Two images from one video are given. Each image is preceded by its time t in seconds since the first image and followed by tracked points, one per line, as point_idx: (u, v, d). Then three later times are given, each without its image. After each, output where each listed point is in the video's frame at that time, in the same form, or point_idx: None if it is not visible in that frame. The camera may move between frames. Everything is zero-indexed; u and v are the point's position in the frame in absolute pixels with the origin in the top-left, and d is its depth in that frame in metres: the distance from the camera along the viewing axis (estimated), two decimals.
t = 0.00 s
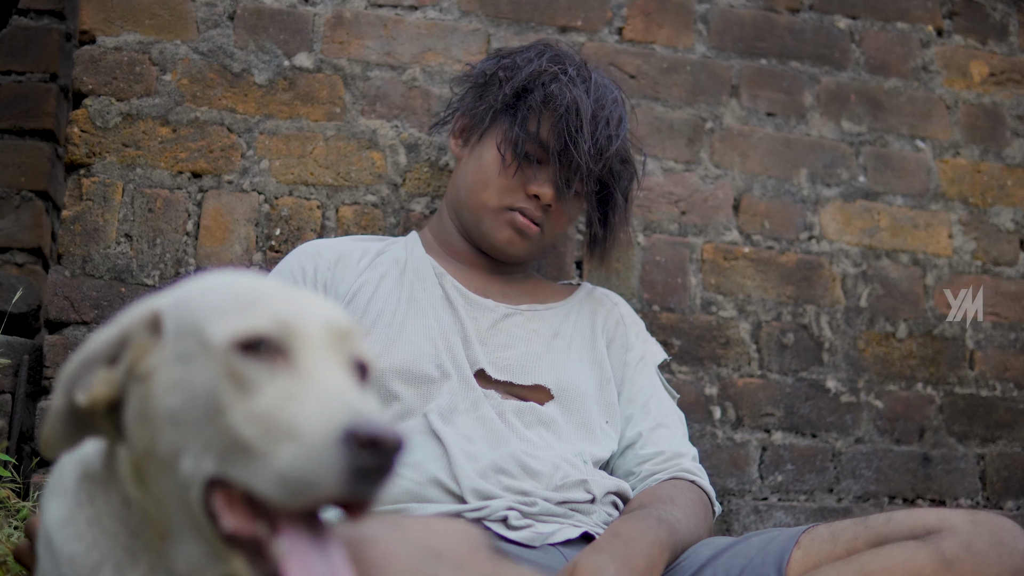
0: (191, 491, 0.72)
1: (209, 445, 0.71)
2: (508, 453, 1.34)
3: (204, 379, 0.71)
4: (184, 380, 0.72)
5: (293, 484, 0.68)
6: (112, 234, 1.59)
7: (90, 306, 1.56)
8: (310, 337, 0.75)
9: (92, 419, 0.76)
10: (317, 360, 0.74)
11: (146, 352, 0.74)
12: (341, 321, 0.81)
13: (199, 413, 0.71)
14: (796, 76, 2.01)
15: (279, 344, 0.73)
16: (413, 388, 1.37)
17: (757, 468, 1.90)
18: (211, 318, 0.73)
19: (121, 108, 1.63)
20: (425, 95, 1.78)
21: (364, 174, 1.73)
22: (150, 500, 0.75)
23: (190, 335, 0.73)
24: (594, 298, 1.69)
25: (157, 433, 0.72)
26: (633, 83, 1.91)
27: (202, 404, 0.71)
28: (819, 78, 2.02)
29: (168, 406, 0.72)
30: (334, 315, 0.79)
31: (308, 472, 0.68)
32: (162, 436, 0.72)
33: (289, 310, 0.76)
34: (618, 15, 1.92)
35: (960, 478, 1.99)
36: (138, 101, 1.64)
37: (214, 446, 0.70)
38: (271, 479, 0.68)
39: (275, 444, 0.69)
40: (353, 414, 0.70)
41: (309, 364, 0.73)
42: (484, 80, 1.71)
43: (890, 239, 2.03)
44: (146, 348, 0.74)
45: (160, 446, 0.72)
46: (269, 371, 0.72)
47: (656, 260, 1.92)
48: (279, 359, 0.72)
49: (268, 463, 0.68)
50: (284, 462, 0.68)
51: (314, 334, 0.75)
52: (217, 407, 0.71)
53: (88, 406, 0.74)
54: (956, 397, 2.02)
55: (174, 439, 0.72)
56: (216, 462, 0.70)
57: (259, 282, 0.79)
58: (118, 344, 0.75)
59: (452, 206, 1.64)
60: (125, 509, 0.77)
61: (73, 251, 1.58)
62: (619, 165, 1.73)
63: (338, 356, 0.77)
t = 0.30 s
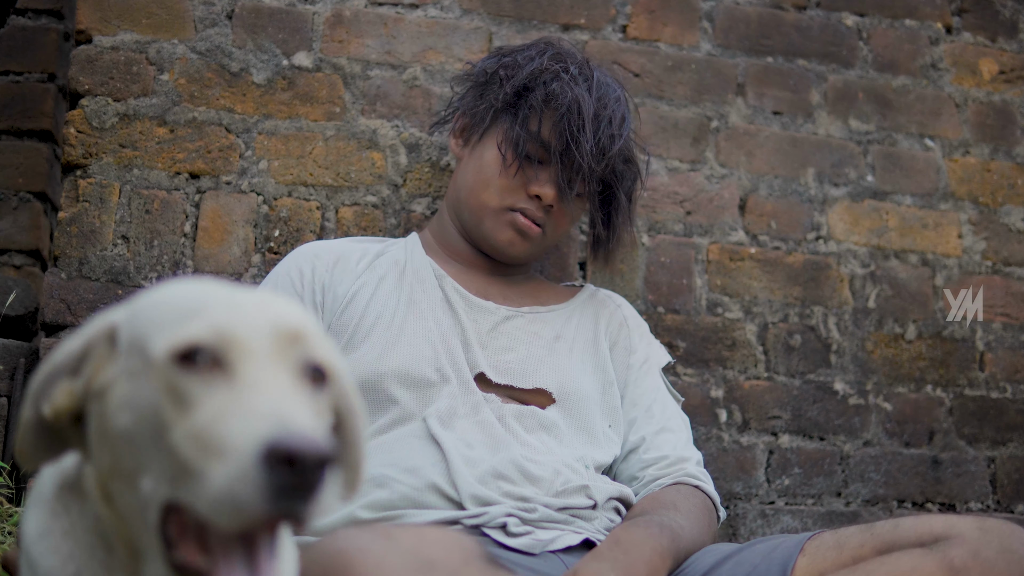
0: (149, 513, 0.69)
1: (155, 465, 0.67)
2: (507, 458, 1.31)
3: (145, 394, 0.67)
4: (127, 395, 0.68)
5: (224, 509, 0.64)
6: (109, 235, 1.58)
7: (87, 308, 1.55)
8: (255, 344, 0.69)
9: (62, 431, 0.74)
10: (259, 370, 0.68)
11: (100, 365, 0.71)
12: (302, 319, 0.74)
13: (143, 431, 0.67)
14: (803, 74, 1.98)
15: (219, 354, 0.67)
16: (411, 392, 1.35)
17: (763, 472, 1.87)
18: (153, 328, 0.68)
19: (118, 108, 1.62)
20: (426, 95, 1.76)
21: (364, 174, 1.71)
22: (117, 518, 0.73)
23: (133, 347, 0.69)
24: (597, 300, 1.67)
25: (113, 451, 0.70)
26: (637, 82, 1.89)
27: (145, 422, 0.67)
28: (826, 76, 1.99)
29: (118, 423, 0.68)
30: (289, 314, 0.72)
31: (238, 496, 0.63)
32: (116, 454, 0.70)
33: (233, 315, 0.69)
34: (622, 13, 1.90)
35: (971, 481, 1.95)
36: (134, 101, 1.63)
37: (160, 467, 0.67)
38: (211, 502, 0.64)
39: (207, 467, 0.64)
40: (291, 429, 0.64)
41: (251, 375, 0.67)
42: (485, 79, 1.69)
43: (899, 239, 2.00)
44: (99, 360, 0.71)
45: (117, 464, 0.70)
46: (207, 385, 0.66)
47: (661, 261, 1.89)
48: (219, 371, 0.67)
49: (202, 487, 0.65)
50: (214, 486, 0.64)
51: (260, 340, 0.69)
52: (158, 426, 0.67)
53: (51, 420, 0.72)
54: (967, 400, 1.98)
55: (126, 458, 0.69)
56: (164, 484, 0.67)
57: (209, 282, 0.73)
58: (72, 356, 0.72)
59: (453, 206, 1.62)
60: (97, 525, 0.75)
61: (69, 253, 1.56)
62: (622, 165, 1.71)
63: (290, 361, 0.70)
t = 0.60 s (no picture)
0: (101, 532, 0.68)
1: (94, 483, 0.67)
2: (508, 466, 1.29)
3: (81, 411, 0.67)
4: (69, 412, 0.69)
5: (141, 525, 0.63)
6: (106, 238, 1.57)
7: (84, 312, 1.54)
8: (182, 358, 0.67)
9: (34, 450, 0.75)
10: (181, 381, 0.67)
11: (53, 383, 0.72)
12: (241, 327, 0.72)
13: (84, 448, 0.67)
14: (810, 73, 1.95)
15: (144, 370, 0.66)
16: (410, 398, 1.33)
17: (771, 477, 1.84)
18: (90, 345, 0.69)
19: (115, 108, 1.61)
20: (428, 95, 1.74)
21: (365, 175, 1.69)
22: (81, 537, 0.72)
23: (74, 364, 0.69)
24: (600, 304, 1.64)
25: (65, 470, 0.70)
26: (642, 81, 1.86)
27: (83, 438, 0.67)
28: (833, 74, 1.96)
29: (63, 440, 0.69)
30: (224, 325, 0.70)
31: (148, 512, 0.63)
32: (66, 473, 0.70)
33: (161, 328, 0.68)
34: (627, 11, 1.87)
35: (982, 487, 1.92)
36: (131, 102, 1.61)
37: (99, 485, 0.67)
38: (131, 518, 0.63)
39: (126, 482, 0.64)
40: (203, 445, 0.63)
41: (174, 390, 0.66)
42: (486, 78, 1.67)
43: (908, 241, 1.97)
44: (52, 379, 0.72)
45: (71, 483, 0.70)
46: (129, 398, 0.66)
47: (666, 263, 1.86)
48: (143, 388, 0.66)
49: (123, 503, 0.64)
50: (130, 502, 0.63)
51: (187, 354, 0.67)
52: (93, 442, 0.67)
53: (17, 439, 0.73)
54: (978, 404, 1.95)
55: (74, 476, 0.69)
56: (102, 501, 0.67)
57: (150, 294, 0.73)
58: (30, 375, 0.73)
59: (453, 207, 1.60)
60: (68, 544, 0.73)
61: (66, 255, 1.55)
62: (625, 165, 1.68)
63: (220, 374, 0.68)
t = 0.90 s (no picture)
0: None
1: (50, 544, 0.61)
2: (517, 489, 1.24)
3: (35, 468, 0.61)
4: (23, 466, 0.62)
5: None
6: (106, 251, 1.55)
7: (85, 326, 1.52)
8: (140, 421, 0.59)
9: None
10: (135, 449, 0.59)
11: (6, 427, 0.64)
12: (210, 377, 0.63)
13: (37, 506, 0.61)
14: (825, 80, 1.91)
15: (98, 433, 0.59)
16: (416, 417, 1.29)
17: (786, 493, 1.79)
18: (44, 397, 0.61)
19: (115, 118, 1.58)
20: (435, 103, 1.70)
21: (370, 186, 1.65)
22: None
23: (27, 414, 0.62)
24: (612, 318, 1.59)
25: (22, 521, 0.64)
26: (653, 88, 1.82)
27: (37, 497, 0.61)
28: (849, 81, 1.92)
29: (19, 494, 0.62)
30: (190, 378, 0.62)
31: None
32: (24, 525, 0.64)
33: (116, 384, 0.59)
34: (638, 17, 1.83)
35: (1002, 504, 1.87)
36: (132, 111, 1.59)
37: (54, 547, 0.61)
38: None
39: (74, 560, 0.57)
40: (150, 532, 0.56)
41: (130, 460, 0.58)
42: (494, 87, 1.63)
43: (924, 251, 1.92)
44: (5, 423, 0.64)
45: (29, 534, 0.64)
46: (81, 466, 0.58)
47: (678, 275, 1.82)
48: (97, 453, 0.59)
49: None
50: None
51: (144, 415, 0.59)
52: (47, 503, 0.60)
53: None
54: (997, 418, 1.90)
55: (32, 532, 0.63)
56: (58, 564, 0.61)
57: (111, 336, 0.64)
58: None
59: (461, 219, 1.56)
60: None
61: (66, 268, 1.53)
62: (636, 176, 1.64)
63: (181, 437, 0.60)
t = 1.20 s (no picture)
0: None
1: None
2: (530, 516, 1.19)
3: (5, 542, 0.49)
4: None
5: None
6: (108, 267, 1.52)
7: (86, 345, 1.49)
8: (123, 497, 0.47)
9: None
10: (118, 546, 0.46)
11: None
12: (209, 443, 0.50)
13: None
14: (841, 90, 1.87)
15: (75, 515, 0.47)
16: (425, 440, 1.25)
17: (802, 514, 1.75)
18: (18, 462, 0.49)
19: (117, 132, 1.55)
20: (444, 116, 1.67)
21: (378, 201, 1.62)
22: None
23: None
24: (625, 337, 1.54)
25: None
26: (666, 100, 1.79)
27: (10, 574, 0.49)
28: (865, 92, 1.88)
29: None
30: (187, 447, 0.48)
31: None
32: None
33: (92, 451, 0.47)
34: (650, 27, 1.79)
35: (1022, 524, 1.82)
36: (134, 125, 1.56)
37: None
38: None
39: None
40: None
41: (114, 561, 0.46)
42: (504, 101, 1.59)
43: (943, 265, 1.88)
44: None
45: None
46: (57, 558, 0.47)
47: (692, 291, 1.78)
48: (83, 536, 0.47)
49: None
50: None
51: (133, 503, 0.47)
52: None
53: None
54: (1017, 435, 1.85)
55: None
56: None
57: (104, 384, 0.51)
58: None
59: (471, 235, 1.51)
60: None
61: (67, 285, 1.50)
62: (650, 191, 1.59)
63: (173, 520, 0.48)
